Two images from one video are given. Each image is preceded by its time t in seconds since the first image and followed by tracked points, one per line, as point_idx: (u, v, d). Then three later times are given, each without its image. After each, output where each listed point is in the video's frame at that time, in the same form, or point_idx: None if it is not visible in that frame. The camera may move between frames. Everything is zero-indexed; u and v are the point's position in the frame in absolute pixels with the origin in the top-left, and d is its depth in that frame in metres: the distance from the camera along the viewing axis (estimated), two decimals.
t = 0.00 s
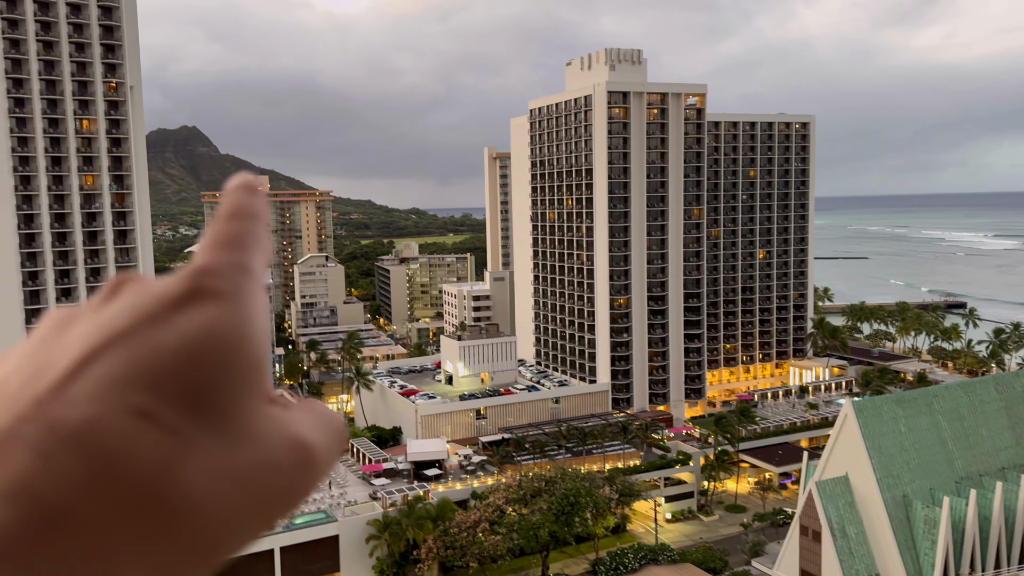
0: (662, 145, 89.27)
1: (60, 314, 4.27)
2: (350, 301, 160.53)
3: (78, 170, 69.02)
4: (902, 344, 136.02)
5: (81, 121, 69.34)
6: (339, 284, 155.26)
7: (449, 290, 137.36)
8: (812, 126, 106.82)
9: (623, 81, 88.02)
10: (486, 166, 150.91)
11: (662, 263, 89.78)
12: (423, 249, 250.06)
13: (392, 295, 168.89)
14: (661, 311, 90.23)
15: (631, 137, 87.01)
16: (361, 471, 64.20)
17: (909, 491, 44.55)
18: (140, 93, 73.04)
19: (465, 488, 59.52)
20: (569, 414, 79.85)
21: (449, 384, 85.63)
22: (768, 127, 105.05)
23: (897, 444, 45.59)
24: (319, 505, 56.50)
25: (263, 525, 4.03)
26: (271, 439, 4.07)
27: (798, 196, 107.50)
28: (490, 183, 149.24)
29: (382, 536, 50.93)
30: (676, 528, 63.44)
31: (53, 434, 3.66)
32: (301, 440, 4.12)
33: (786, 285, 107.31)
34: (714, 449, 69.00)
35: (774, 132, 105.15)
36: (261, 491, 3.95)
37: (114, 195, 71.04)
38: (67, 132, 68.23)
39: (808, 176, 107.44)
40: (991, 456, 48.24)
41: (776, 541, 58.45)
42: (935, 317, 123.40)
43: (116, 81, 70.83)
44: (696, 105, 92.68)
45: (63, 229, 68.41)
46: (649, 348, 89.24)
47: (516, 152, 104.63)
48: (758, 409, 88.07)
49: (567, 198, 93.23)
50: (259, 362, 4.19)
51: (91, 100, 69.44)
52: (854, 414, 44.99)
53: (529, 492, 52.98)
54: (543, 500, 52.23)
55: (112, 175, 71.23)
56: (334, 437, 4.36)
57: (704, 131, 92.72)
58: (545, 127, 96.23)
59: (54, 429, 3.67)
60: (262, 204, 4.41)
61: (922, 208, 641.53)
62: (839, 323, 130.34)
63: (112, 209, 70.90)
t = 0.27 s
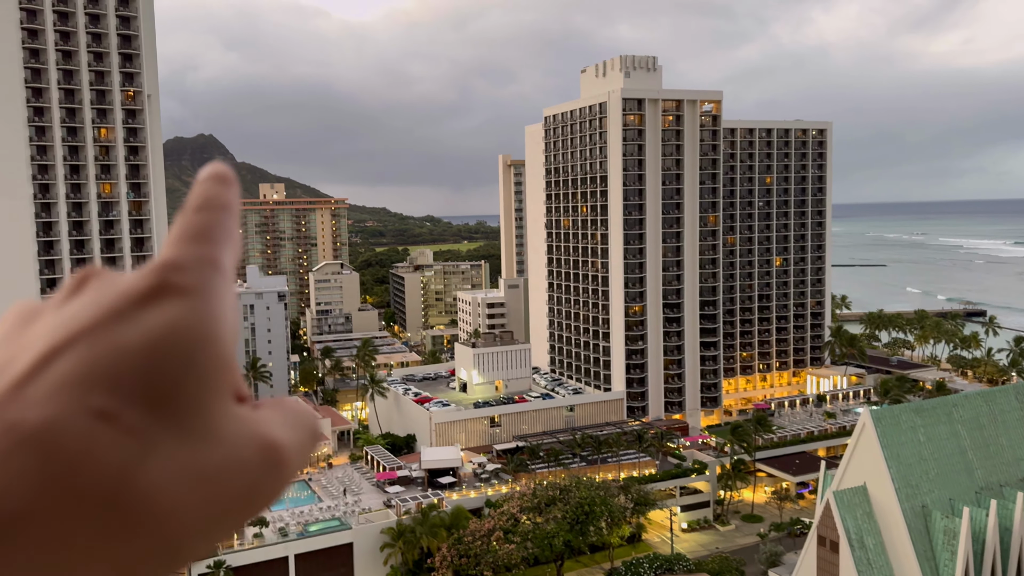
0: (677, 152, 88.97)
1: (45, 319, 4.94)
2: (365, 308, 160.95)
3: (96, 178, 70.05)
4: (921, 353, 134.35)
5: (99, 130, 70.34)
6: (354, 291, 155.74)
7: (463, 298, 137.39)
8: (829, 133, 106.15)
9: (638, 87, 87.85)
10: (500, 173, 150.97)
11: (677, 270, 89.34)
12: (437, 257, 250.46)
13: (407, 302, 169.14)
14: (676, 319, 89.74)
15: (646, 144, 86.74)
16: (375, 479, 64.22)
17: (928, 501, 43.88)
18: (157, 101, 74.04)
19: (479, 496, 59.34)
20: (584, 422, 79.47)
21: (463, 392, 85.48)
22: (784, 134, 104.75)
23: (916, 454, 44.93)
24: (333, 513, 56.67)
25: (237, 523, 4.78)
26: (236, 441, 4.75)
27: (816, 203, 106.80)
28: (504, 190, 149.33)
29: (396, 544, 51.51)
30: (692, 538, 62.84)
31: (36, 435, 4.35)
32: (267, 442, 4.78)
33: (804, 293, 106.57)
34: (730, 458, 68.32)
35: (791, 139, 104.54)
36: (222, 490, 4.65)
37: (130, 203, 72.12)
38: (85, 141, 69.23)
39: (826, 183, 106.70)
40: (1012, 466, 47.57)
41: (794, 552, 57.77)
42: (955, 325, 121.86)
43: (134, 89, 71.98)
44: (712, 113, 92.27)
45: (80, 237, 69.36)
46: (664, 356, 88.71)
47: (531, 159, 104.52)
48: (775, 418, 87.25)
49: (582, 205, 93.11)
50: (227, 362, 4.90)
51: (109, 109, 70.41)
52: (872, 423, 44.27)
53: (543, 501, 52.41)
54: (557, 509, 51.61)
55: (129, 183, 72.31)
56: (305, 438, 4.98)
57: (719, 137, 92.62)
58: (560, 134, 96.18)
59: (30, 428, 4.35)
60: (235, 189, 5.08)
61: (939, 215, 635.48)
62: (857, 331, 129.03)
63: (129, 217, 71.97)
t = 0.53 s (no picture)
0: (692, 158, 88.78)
1: (44, 347, 5.13)
2: (380, 315, 161.57)
3: (114, 186, 70.80)
4: (939, 360, 133.00)
5: (117, 137, 71.13)
6: (369, 297, 156.44)
7: (478, 304, 137.67)
8: (845, 138, 105.54)
9: (652, 93, 87.85)
10: (514, 179, 151.21)
11: (692, 276, 89.01)
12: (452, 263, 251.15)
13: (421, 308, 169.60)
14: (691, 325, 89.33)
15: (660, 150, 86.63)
16: (390, 485, 64.33)
17: (947, 510, 43.37)
18: (175, 109, 74.88)
19: (494, 502, 59.26)
20: (598, 428, 79.24)
21: (477, 398, 85.44)
22: (800, 139, 104.14)
23: (934, 461, 44.39)
24: (348, 518, 56.88)
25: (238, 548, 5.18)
26: (236, 471, 5.13)
27: (831, 209, 106.31)
28: (518, 196, 149.62)
29: (410, 550, 51.83)
30: (707, 545, 62.45)
31: (42, 467, 4.56)
32: (267, 472, 5.18)
33: (820, 299, 106.11)
34: (746, 465, 67.82)
35: (806, 144, 104.04)
36: (224, 515, 5.01)
37: (148, 210, 72.74)
38: (104, 149, 70.06)
39: (842, 189, 106.12)
40: None
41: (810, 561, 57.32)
42: (974, 332, 120.55)
43: (151, 97, 72.63)
44: (726, 118, 92.00)
45: (98, 243, 69.98)
46: (679, 363, 88.36)
47: (545, 166, 104.72)
48: (791, 425, 86.56)
49: (596, 211, 93.15)
50: (227, 388, 5.26)
51: (126, 117, 71.32)
52: (889, 430, 43.81)
53: (557, 507, 52.21)
54: (571, 516, 51.47)
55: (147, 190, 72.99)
56: (307, 463, 5.42)
57: (734, 143, 91.86)
58: (574, 140, 96.25)
59: (27, 463, 4.56)
60: (238, 219, 5.42)
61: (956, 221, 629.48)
62: (874, 338, 127.98)
63: (147, 223, 72.55)
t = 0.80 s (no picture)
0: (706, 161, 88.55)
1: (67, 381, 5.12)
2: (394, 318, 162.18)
3: (132, 190, 68.03)
4: (956, 363, 131.83)
5: (135, 142, 68.40)
6: (383, 301, 157.08)
7: (491, 307, 137.96)
8: (859, 141, 104.77)
9: (665, 97, 87.67)
10: (527, 183, 151.37)
11: (706, 280, 88.70)
12: (465, 266, 251.58)
13: (435, 312, 170.12)
14: (705, 329, 88.99)
15: (674, 153, 86.44)
16: (404, 488, 64.55)
17: (964, 515, 42.91)
18: (192, 114, 72.11)
19: (507, 506, 59.37)
20: (612, 432, 79.11)
21: (491, 401, 85.65)
22: (815, 142, 103.69)
23: (951, 466, 43.95)
24: (363, 521, 57.11)
25: None
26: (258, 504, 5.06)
27: (846, 212, 105.70)
28: (532, 200, 149.86)
29: (423, 553, 52.01)
30: (721, 549, 62.23)
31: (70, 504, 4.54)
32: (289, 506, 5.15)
33: (835, 303, 105.46)
34: (760, 470, 67.49)
35: (821, 147, 103.52)
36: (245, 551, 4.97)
37: (165, 215, 69.86)
38: (122, 153, 67.10)
39: (857, 191, 105.41)
40: None
41: (824, 566, 57.05)
42: (991, 335, 119.40)
43: (168, 102, 69.92)
44: (740, 121, 91.62)
45: (116, 248, 67.01)
46: (693, 367, 88.10)
47: (558, 169, 104.71)
48: (806, 429, 86.10)
49: (609, 215, 93.11)
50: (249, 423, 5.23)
51: (143, 122, 68.39)
52: (905, 435, 43.41)
53: (570, 511, 51.64)
54: (584, 519, 50.78)
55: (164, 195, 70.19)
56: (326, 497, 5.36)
57: (748, 146, 91.58)
58: (587, 144, 96.26)
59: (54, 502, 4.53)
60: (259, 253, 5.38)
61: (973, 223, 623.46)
62: (889, 342, 127.11)
63: (164, 228, 69.73)
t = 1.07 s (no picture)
0: (765, 168, 86.91)
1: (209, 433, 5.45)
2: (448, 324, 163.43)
3: (197, 198, 70.13)
4: None
5: (201, 151, 70.60)
6: (437, 307, 158.51)
7: (544, 315, 137.90)
8: (926, 147, 101.73)
9: (724, 103, 86.40)
10: (582, 191, 150.97)
11: (765, 289, 86.93)
12: (518, 273, 252.07)
13: (488, 319, 170.85)
14: (764, 339, 87.15)
15: (732, 160, 85.10)
16: (457, 494, 64.91)
17: None
18: (256, 123, 73.94)
19: (560, 514, 59.19)
20: (667, 443, 78.11)
21: (544, 409, 85.59)
22: (879, 149, 100.68)
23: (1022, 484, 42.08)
24: (416, 526, 57.57)
25: None
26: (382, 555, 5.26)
27: (912, 220, 102.50)
28: (586, 208, 149.50)
29: (476, 560, 52.01)
30: (780, 565, 60.93)
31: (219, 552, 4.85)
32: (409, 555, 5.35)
33: (900, 314, 102.17)
34: (821, 484, 65.64)
35: (886, 153, 100.61)
36: None
37: (229, 222, 71.86)
38: (188, 162, 69.39)
39: (923, 199, 102.21)
40: None
41: None
42: None
43: (233, 113, 71.85)
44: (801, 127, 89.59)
45: (182, 254, 69.28)
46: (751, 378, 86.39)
47: (613, 176, 104.19)
48: (869, 444, 83.50)
49: (665, 223, 92.17)
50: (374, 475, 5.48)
51: (210, 132, 70.65)
52: (974, 451, 41.74)
53: (625, 522, 49.56)
54: (639, 530, 48.47)
55: (228, 203, 72.06)
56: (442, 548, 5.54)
57: (809, 152, 89.83)
58: (643, 151, 95.53)
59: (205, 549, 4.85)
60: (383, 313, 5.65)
61: None
62: (958, 355, 122.39)
63: (228, 235, 71.64)
